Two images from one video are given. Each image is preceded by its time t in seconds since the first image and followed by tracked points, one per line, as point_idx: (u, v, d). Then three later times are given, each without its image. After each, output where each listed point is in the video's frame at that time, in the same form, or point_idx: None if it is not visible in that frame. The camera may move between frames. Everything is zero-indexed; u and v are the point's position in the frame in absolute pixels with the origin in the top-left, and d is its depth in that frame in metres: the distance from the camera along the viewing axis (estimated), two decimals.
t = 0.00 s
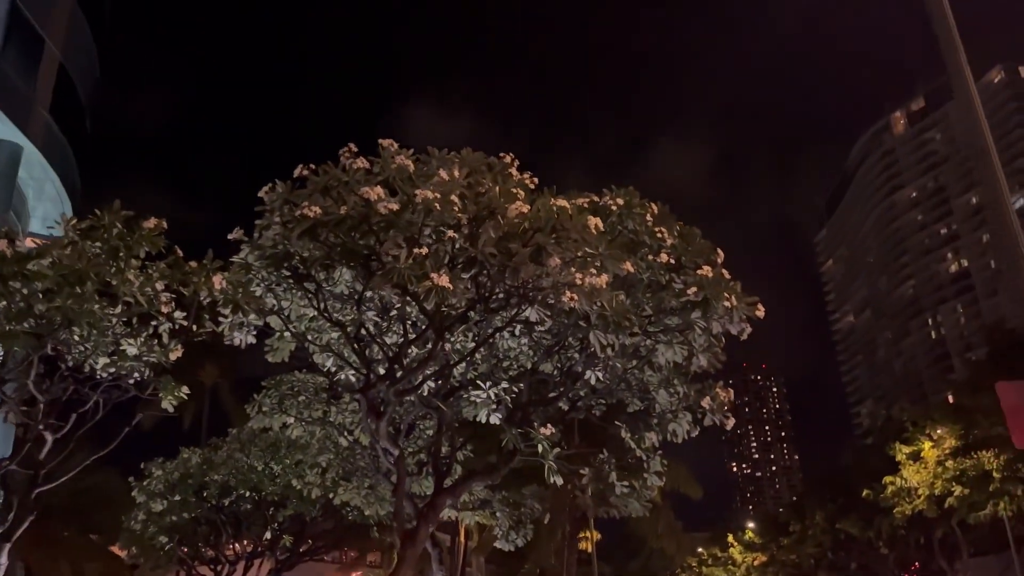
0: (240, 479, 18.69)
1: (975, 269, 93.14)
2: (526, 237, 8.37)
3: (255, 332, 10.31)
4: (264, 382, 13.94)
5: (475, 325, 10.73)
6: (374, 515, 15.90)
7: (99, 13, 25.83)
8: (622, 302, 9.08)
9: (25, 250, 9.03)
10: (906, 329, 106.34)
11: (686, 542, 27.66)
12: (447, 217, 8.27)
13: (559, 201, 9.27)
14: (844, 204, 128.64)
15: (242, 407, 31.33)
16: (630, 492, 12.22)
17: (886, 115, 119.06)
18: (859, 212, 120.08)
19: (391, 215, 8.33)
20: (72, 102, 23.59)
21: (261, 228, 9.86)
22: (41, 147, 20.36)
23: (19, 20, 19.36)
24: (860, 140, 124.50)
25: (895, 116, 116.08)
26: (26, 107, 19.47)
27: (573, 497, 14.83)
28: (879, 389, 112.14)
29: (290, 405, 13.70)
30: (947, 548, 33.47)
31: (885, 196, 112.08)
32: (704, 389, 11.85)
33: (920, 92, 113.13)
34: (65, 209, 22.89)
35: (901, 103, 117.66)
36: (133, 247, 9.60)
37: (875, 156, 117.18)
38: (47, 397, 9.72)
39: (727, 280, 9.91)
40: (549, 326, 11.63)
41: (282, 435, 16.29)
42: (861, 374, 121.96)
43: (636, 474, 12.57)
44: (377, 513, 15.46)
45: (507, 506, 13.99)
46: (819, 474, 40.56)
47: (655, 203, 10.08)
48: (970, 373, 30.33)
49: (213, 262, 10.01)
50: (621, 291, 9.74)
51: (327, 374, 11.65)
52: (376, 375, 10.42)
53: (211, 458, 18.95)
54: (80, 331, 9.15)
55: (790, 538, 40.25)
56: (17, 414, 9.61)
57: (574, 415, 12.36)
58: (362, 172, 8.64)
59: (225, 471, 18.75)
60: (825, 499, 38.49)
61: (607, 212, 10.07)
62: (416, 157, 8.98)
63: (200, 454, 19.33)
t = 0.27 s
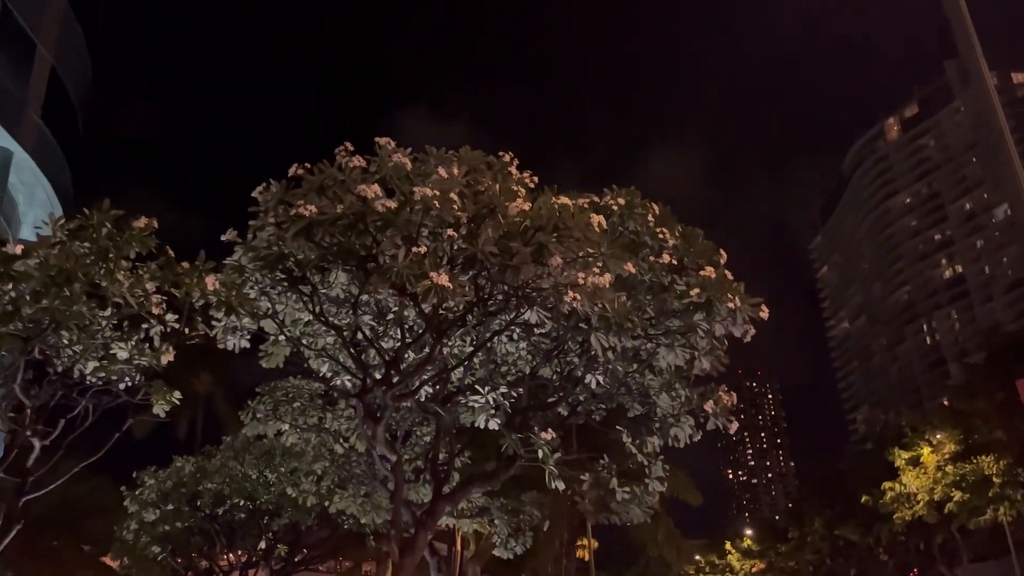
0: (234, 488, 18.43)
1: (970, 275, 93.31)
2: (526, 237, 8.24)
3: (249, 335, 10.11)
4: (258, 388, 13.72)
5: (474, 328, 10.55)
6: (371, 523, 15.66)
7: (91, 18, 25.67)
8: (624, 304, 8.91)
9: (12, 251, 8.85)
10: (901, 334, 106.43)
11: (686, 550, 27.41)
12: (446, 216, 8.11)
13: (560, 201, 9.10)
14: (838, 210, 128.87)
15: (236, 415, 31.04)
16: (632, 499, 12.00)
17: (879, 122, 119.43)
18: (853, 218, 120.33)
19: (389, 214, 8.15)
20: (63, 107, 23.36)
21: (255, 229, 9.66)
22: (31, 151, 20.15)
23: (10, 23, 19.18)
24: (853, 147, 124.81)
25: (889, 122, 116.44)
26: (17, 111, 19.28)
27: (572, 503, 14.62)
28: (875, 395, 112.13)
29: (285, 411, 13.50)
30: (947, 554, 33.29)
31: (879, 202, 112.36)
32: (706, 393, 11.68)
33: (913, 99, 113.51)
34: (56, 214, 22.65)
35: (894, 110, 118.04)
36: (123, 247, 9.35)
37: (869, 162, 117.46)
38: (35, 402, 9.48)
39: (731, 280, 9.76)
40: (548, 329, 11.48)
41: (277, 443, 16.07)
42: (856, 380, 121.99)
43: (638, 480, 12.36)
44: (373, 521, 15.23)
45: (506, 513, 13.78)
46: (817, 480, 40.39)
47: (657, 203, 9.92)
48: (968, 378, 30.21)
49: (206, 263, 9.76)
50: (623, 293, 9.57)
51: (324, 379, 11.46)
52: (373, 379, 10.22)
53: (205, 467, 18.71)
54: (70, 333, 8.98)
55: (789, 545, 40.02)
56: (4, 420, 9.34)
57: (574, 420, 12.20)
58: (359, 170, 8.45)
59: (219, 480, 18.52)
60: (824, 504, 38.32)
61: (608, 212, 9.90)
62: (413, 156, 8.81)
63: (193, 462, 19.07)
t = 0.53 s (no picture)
0: (227, 488, 18.22)
1: (962, 272, 93.56)
2: (522, 226, 8.11)
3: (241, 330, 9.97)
4: (250, 386, 13.50)
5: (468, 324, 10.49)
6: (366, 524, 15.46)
7: (78, 15, 25.43)
8: (622, 295, 8.76)
9: None
10: (894, 332, 106.60)
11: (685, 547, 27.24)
12: (440, 205, 7.97)
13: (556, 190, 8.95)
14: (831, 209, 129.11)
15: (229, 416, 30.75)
16: (630, 495, 11.84)
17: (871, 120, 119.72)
18: (846, 216, 120.57)
19: (381, 203, 8.00)
20: (50, 105, 23.11)
21: (245, 222, 9.43)
22: (18, 149, 19.90)
23: None
24: (845, 145, 125.08)
25: (880, 120, 116.68)
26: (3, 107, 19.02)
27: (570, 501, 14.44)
28: (869, 392, 112.31)
29: (278, 409, 13.29)
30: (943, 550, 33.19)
31: (872, 200, 112.63)
32: (705, 387, 11.53)
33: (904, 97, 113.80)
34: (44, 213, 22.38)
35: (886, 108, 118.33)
36: (107, 239, 9.04)
37: (861, 161, 117.71)
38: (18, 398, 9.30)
39: (730, 271, 9.61)
40: (544, 324, 11.36)
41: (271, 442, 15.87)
42: (850, 378, 122.15)
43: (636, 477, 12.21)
44: (367, 521, 15.04)
45: (502, 511, 13.61)
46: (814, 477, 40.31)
47: (654, 193, 9.76)
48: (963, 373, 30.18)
49: (193, 255, 9.50)
50: (622, 284, 9.40)
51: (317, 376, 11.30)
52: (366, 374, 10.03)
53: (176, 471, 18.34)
54: (53, 325, 8.90)
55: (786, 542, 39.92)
56: None
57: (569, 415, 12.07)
58: (350, 159, 8.27)
59: (211, 480, 18.31)
60: (821, 501, 38.22)
61: (606, 202, 9.74)
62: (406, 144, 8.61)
63: (186, 463, 18.85)
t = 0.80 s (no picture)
0: (217, 488, 18.00)
1: (954, 267, 93.92)
2: (515, 212, 7.94)
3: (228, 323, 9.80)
4: (239, 384, 13.29)
5: (460, 317, 10.33)
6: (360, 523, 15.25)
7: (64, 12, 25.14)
8: (617, 285, 8.62)
9: None
10: (887, 327, 106.91)
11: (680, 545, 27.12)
12: (430, 191, 7.77)
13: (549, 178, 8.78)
14: (822, 205, 129.37)
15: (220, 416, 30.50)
16: (626, 490, 11.67)
17: (862, 117, 120.02)
18: (838, 212, 120.82)
19: (370, 189, 7.78)
20: (35, 101, 22.81)
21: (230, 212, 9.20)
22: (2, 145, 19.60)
23: None
24: (837, 142, 125.34)
25: (871, 117, 116.97)
26: None
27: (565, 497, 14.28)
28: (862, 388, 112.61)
29: (267, 407, 13.08)
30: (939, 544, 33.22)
31: (864, 196, 112.90)
32: (701, 378, 11.38)
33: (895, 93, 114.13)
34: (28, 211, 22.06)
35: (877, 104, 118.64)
36: (85, 228, 8.88)
37: (852, 157, 117.98)
38: None
39: (727, 259, 9.43)
40: (537, 316, 11.19)
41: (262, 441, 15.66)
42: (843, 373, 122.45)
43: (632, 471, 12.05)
44: (360, 520, 14.83)
45: (497, 508, 13.44)
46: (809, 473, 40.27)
47: (649, 181, 9.59)
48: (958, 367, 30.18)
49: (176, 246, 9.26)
50: (617, 273, 9.24)
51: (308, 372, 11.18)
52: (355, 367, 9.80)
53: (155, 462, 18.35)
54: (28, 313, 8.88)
55: (781, 538, 39.86)
56: None
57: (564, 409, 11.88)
58: (337, 145, 8.05)
59: (201, 481, 18.09)
60: (816, 496, 38.18)
61: (600, 190, 9.56)
62: (395, 131, 8.40)
63: (175, 463, 18.60)
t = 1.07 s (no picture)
0: (204, 487, 17.68)
1: (940, 262, 94.55)
2: (505, 199, 7.78)
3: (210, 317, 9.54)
4: (224, 381, 13.03)
5: (448, 310, 10.11)
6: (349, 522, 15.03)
7: (43, 8, 24.78)
8: (609, 275, 8.47)
9: None
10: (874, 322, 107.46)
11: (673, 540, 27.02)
12: (417, 177, 7.59)
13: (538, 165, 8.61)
14: (809, 201, 129.88)
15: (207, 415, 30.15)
16: (619, 485, 11.51)
17: (848, 113, 120.58)
18: (825, 208, 121.28)
19: (353, 174, 7.56)
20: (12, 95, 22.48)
21: (210, 201, 8.98)
22: None
23: None
24: (823, 138, 125.86)
25: (857, 113, 117.52)
26: None
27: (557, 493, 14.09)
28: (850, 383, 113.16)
29: (253, 404, 12.83)
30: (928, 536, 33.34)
31: (850, 191, 113.37)
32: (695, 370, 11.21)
33: (880, 89, 114.71)
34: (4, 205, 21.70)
35: (863, 100, 119.20)
36: (59, 218, 8.83)
37: (839, 153, 118.50)
38: None
39: (720, 248, 9.24)
40: (528, 309, 11.01)
41: (249, 439, 15.42)
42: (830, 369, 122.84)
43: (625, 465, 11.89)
44: (350, 518, 14.57)
45: (488, 505, 13.25)
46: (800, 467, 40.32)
47: (640, 169, 9.39)
48: (947, 359, 30.30)
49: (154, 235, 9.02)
50: (609, 263, 9.07)
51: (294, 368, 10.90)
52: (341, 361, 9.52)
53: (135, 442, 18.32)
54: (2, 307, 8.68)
55: (772, 532, 39.88)
56: None
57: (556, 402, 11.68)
58: (320, 131, 7.84)
59: (187, 480, 17.80)
60: (807, 490, 38.22)
61: (591, 178, 9.38)
62: (380, 117, 8.20)
63: (160, 463, 18.31)
